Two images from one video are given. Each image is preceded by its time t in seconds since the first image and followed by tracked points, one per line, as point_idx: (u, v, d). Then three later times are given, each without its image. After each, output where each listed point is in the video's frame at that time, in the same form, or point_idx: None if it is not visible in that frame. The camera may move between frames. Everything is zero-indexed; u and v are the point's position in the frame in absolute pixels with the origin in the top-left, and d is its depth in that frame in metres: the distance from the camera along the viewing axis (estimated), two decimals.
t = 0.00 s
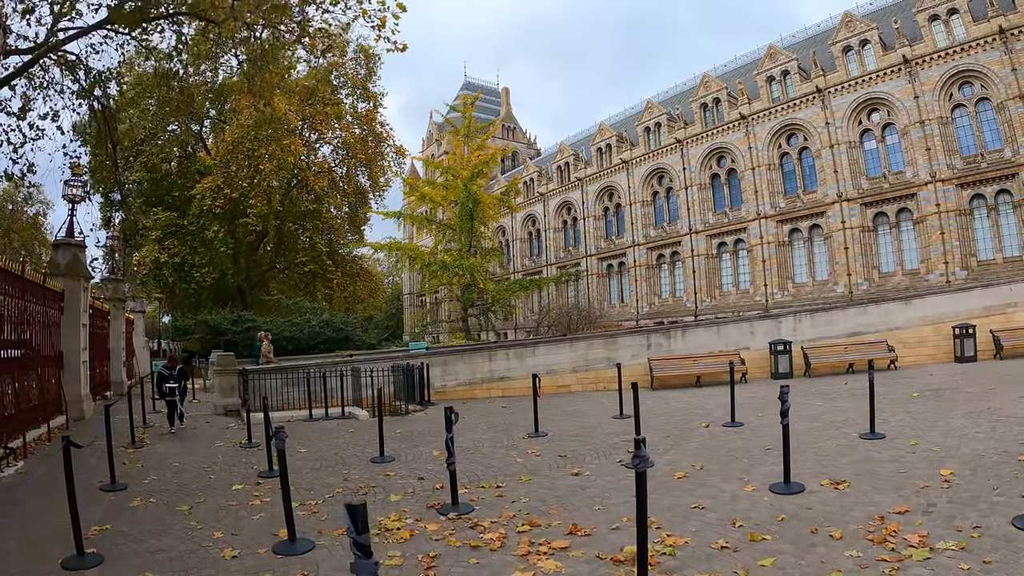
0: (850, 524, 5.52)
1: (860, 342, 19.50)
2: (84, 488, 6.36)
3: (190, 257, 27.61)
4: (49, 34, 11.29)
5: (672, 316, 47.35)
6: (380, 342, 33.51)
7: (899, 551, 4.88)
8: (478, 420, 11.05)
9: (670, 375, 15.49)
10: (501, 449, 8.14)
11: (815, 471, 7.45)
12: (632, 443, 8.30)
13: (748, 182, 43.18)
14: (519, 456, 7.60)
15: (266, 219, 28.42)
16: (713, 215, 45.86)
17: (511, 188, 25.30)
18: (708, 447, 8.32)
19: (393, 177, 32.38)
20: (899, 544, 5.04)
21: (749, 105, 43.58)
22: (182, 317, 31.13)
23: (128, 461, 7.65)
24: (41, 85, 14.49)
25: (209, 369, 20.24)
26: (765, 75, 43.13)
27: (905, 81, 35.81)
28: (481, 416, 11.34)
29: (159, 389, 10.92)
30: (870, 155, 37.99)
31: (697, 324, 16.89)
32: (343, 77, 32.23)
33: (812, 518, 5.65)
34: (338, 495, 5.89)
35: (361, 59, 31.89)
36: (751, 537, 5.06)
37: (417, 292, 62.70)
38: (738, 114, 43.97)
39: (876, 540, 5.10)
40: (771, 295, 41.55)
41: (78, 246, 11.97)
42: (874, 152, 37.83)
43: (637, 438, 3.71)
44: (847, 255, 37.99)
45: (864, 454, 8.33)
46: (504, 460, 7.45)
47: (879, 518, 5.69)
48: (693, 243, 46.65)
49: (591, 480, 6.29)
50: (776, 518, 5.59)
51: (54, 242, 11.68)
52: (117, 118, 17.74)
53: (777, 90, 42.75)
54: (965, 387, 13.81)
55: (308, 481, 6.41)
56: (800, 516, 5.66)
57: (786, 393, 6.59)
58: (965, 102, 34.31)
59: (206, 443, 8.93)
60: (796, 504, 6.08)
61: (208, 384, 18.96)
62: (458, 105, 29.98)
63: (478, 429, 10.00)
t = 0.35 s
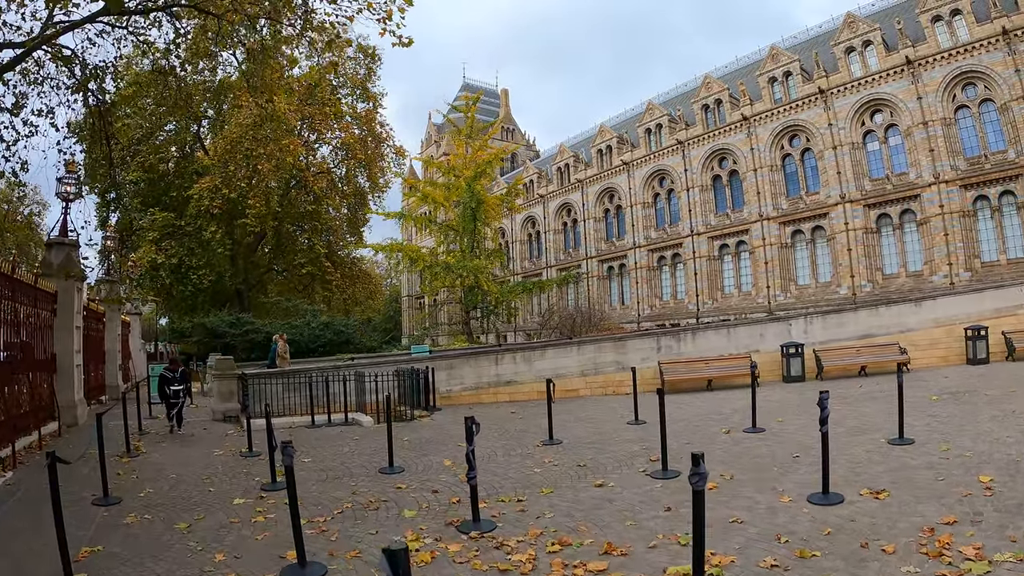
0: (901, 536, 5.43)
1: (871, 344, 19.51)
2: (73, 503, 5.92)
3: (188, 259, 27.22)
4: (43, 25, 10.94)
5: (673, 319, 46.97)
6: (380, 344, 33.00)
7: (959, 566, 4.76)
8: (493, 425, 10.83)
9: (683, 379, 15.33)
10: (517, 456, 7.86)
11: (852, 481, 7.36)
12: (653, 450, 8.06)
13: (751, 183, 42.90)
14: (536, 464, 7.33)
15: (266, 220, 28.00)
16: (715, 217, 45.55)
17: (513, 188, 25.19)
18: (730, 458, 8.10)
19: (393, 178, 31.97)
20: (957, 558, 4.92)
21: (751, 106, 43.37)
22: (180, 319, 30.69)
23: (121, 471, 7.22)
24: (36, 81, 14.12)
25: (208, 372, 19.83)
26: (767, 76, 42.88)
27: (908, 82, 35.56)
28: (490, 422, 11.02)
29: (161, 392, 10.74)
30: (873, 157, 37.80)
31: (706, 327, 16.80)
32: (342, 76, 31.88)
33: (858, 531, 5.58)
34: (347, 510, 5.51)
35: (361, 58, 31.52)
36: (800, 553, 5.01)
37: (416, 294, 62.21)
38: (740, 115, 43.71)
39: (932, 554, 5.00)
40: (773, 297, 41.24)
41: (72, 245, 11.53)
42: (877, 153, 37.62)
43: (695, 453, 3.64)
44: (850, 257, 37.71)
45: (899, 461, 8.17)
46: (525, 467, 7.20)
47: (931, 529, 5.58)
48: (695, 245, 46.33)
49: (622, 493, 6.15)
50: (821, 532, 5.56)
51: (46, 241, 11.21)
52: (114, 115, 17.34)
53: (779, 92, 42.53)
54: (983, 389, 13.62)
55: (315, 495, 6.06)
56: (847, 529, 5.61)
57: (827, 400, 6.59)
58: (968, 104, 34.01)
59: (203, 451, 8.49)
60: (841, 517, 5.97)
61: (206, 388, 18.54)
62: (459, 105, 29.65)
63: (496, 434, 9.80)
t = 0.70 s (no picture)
0: (954, 537, 5.39)
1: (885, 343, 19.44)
2: (69, 513, 5.54)
3: (186, 260, 26.76)
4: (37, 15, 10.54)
5: (675, 320, 46.65)
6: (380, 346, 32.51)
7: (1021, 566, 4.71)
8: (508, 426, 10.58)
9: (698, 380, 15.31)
10: (538, 459, 7.69)
11: (891, 480, 7.30)
12: (678, 453, 7.96)
13: (754, 184, 42.64)
14: (560, 468, 7.22)
15: (265, 220, 27.57)
16: (717, 218, 45.24)
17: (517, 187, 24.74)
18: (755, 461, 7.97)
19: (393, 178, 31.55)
20: (1019, 558, 4.84)
21: (753, 106, 43.10)
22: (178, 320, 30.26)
23: (117, 479, 6.79)
24: (32, 76, 13.69)
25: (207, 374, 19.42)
26: (770, 76, 42.67)
27: (911, 82, 35.29)
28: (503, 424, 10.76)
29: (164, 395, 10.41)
30: (876, 157, 37.48)
31: (719, 327, 16.83)
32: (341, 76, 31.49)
33: (908, 532, 5.57)
34: (364, 521, 5.16)
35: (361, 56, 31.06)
36: (858, 559, 4.98)
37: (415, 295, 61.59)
38: (743, 115, 43.44)
39: (992, 553, 4.93)
40: (776, 298, 40.94)
41: (69, 242, 11.12)
42: (881, 153, 37.29)
43: (768, 455, 3.71)
44: (853, 257, 37.40)
45: (935, 460, 8.05)
46: (550, 472, 7.00)
47: (984, 527, 5.55)
48: (697, 246, 46.04)
49: (655, 498, 6.15)
50: (871, 535, 5.52)
51: (42, 238, 10.82)
52: (110, 113, 16.89)
53: (781, 92, 42.30)
54: (1003, 388, 13.41)
55: (329, 501, 5.74)
56: (898, 531, 5.58)
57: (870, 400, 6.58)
58: (971, 104, 33.83)
59: (202, 456, 8.07)
60: (889, 518, 5.91)
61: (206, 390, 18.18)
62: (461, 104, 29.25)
63: (515, 435, 9.57)
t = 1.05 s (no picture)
0: (1009, 542, 5.35)
1: (898, 344, 19.23)
2: (66, 529, 5.18)
3: (186, 261, 26.48)
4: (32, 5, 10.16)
5: (678, 322, 46.32)
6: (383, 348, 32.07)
7: None
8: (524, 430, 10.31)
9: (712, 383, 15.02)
10: (562, 467, 7.53)
11: (931, 486, 7.10)
12: (706, 459, 7.92)
13: (757, 185, 42.34)
14: (588, 476, 7.09)
15: (267, 221, 27.20)
16: (720, 219, 44.95)
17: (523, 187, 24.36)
18: (783, 470, 7.86)
19: (395, 179, 31.16)
20: None
21: (757, 107, 42.84)
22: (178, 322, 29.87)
23: (119, 490, 6.43)
24: (31, 71, 13.35)
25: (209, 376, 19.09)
26: (773, 76, 42.44)
27: (916, 83, 35.06)
28: (518, 428, 10.51)
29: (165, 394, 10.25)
30: (881, 158, 37.18)
31: (731, 329, 16.69)
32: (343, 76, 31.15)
33: (960, 539, 5.52)
34: (386, 537, 4.85)
35: (363, 56, 30.72)
36: (917, 567, 4.95)
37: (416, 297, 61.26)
38: (747, 116, 43.16)
39: None
40: (780, 299, 40.64)
41: (67, 241, 10.75)
42: (884, 155, 37.05)
43: (853, 466, 3.62)
44: (858, 259, 37.13)
45: (970, 463, 7.85)
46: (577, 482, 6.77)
47: None
48: (700, 247, 45.74)
49: (692, 507, 6.11)
50: (924, 543, 5.47)
51: (40, 236, 10.46)
52: (110, 111, 16.51)
53: (785, 92, 42.09)
54: None
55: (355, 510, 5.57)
56: (952, 538, 5.54)
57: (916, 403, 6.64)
58: (976, 105, 33.58)
59: (206, 464, 7.73)
60: (938, 525, 5.88)
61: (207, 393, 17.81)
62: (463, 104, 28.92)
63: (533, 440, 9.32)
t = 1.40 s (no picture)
0: None
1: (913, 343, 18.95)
2: (63, 539, 4.81)
3: (188, 260, 26.16)
4: None
5: (683, 322, 45.91)
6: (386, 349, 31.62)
7: None
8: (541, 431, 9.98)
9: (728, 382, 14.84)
10: (588, 468, 7.34)
11: (974, 481, 6.74)
12: (737, 461, 7.93)
13: (763, 184, 41.95)
14: (616, 479, 6.92)
15: (270, 221, 26.87)
16: (725, 219, 44.59)
17: (530, 185, 23.99)
18: (815, 475, 7.73)
19: (398, 179, 30.77)
20: None
21: (762, 106, 42.50)
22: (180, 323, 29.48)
23: (118, 496, 6.04)
24: (31, 65, 13.02)
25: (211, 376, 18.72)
26: (778, 76, 42.09)
27: (922, 81, 34.71)
28: (534, 428, 10.23)
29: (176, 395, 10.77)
30: (887, 157, 36.86)
31: (748, 328, 16.55)
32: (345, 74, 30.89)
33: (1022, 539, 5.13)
34: (411, 547, 4.54)
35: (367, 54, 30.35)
36: (982, 567, 4.58)
37: (418, 298, 60.85)
38: (751, 115, 42.81)
39: None
40: (786, 299, 40.24)
41: (66, 236, 10.38)
42: (891, 153, 36.69)
43: (946, 462, 3.62)
44: (865, 258, 36.75)
45: (1011, 460, 7.50)
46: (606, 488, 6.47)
47: None
48: (705, 247, 45.34)
49: (733, 511, 6.06)
50: (981, 542, 5.10)
51: (38, 232, 10.10)
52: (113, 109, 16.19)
53: (790, 92, 41.74)
54: None
55: (393, 509, 5.47)
56: (1012, 537, 5.13)
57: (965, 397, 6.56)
58: (982, 103, 33.19)
59: (209, 467, 7.34)
60: (993, 523, 5.49)
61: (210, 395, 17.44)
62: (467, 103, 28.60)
63: (552, 442, 9.02)
